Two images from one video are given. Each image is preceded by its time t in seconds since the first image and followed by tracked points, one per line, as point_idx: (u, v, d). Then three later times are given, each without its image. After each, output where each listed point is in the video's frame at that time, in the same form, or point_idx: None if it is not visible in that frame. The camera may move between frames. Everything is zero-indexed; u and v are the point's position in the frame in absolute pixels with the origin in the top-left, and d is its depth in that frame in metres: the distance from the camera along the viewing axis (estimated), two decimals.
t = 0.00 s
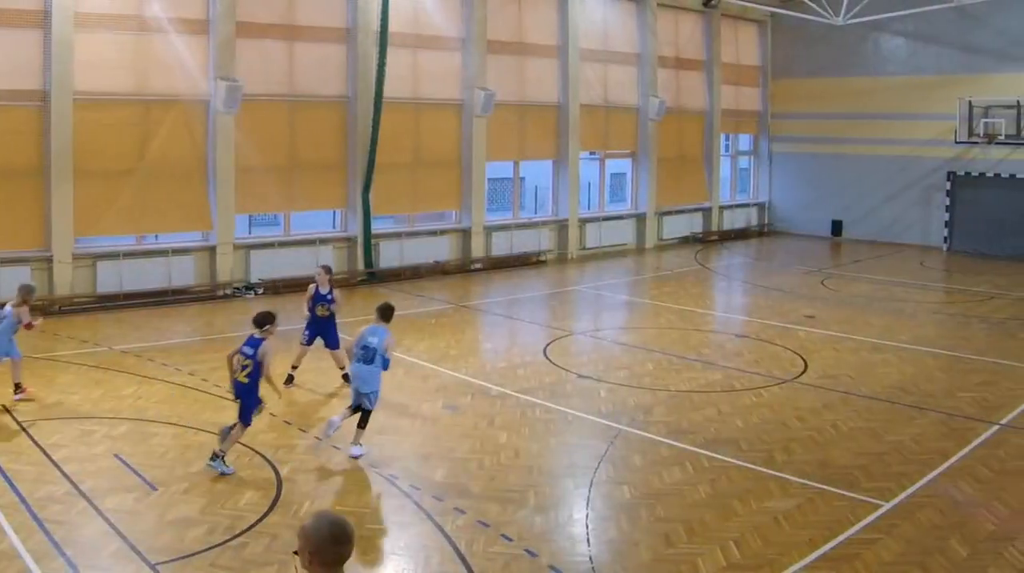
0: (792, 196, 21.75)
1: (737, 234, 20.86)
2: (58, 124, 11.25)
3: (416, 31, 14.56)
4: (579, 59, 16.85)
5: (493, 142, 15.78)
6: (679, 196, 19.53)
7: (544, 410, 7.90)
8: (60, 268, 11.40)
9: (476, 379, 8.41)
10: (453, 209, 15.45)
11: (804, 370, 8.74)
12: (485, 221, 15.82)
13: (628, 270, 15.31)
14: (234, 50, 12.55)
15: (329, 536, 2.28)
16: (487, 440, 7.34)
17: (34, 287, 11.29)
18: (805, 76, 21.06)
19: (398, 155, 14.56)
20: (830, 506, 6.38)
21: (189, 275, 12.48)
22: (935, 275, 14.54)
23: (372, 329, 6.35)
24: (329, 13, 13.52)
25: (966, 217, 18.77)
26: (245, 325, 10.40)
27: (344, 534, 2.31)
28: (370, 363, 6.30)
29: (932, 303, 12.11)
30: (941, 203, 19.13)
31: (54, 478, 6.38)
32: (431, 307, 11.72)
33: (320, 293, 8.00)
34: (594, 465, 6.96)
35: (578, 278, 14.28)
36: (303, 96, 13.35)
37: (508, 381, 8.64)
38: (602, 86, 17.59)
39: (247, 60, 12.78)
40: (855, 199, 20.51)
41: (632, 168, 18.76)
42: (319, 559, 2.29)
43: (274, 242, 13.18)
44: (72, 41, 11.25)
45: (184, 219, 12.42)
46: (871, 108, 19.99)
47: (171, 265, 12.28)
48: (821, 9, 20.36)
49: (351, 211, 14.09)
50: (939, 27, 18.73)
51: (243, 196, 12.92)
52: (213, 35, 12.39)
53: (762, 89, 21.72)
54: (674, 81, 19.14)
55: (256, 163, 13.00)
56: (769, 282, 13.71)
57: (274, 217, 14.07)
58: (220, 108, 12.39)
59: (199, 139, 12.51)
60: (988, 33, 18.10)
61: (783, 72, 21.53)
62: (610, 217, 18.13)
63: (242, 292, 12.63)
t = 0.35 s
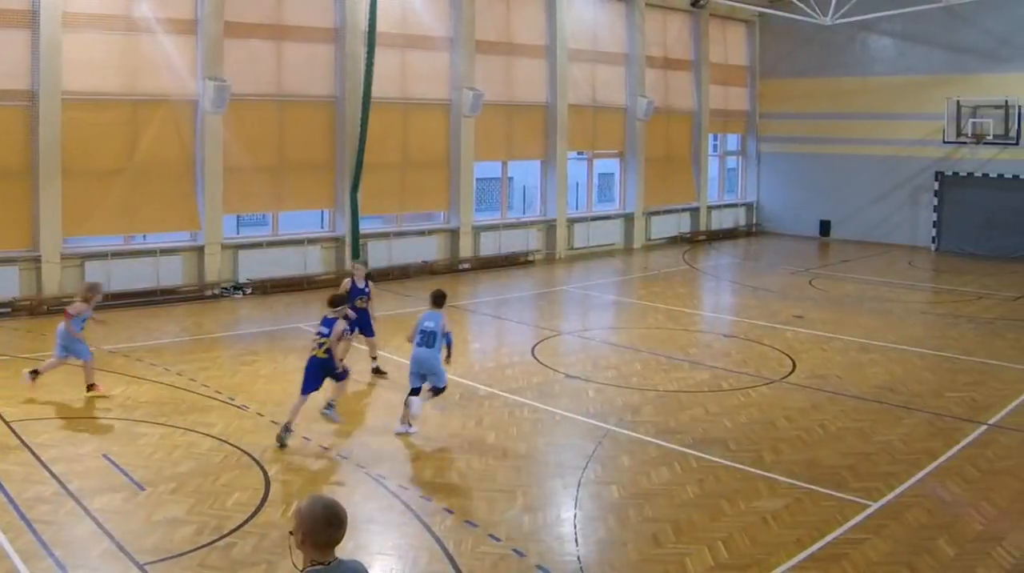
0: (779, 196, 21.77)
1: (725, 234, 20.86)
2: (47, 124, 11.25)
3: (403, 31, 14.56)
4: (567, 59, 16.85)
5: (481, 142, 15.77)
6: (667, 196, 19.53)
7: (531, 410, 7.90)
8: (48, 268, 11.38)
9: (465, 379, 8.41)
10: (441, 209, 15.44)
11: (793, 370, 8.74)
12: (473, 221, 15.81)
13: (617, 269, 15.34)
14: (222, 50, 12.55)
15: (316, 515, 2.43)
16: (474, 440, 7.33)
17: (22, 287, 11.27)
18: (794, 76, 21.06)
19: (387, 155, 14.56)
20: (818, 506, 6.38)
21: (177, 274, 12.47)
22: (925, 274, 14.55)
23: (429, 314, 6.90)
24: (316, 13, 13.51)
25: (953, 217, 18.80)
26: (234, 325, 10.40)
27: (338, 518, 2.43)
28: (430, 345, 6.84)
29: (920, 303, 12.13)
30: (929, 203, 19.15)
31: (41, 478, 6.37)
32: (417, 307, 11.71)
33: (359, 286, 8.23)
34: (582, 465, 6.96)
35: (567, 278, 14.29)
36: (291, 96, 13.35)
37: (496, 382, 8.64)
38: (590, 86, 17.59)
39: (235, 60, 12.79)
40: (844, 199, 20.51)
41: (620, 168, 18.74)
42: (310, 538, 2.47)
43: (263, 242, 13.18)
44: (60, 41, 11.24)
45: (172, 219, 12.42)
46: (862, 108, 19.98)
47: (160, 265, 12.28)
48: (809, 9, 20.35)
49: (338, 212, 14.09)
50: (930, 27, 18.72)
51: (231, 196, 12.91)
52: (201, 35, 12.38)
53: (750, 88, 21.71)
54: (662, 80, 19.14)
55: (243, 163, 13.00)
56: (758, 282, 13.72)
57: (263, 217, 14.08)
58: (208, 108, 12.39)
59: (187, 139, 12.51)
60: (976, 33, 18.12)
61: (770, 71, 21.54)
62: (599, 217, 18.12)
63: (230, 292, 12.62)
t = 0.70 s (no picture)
0: (765, 196, 21.80)
1: (711, 234, 20.89)
2: (34, 124, 11.24)
3: (390, 31, 14.54)
4: (554, 59, 16.84)
5: (467, 142, 15.76)
6: (654, 196, 19.54)
7: (518, 410, 7.90)
8: (35, 268, 11.39)
9: (452, 379, 8.41)
10: (427, 208, 15.43)
11: (780, 370, 8.75)
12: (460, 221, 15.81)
13: (603, 269, 15.34)
14: (209, 50, 12.54)
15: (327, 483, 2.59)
16: (461, 440, 7.33)
17: (9, 287, 11.29)
18: (781, 75, 21.06)
19: (375, 155, 14.56)
20: (804, 507, 6.38)
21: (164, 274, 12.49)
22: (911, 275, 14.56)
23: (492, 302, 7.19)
24: (302, 13, 13.50)
25: (940, 217, 18.84)
26: (222, 325, 10.39)
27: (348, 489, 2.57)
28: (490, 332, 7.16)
29: (906, 302, 12.15)
30: (915, 203, 19.18)
31: (27, 478, 6.37)
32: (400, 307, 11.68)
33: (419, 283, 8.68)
34: (569, 465, 6.96)
35: (555, 278, 14.30)
36: (278, 96, 13.34)
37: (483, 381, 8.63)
38: (577, 86, 17.58)
39: (221, 60, 12.78)
40: (832, 199, 20.53)
41: (607, 168, 18.73)
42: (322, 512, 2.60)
43: (249, 242, 13.18)
44: (46, 41, 11.22)
45: (160, 219, 12.43)
46: (851, 108, 19.95)
47: (146, 265, 12.29)
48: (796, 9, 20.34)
49: (325, 211, 14.09)
50: (918, 27, 18.70)
51: (218, 196, 12.91)
52: (188, 35, 12.37)
53: (737, 88, 21.72)
54: (649, 81, 19.13)
55: (230, 163, 13.00)
56: (745, 282, 13.73)
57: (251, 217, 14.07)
58: (195, 108, 12.39)
59: (174, 139, 12.51)
60: (963, 33, 18.12)
61: (757, 71, 21.54)
62: (585, 217, 18.11)
63: (217, 293, 12.62)
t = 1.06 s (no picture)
0: (753, 196, 21.84)
1: (698, 234, 20.93)
2: (22, 124, 11.22)
3: (379, 30, 14.54)
4: (542, 59, 16.85)
5: (456, 142, 15.76)
6: (642, 197, 19.55)
7: (506, 410, 7.90)
8: (22, 268, 11.37)
9: (440, 379, 8.41)
10: (415, 208, 15.43)
11: (767, 370, 8.75)
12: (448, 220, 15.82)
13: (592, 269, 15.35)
14: (197, 50, 12.54)
15: (351, 462, 2.74)
16: (450, 440, 7.33)
17: None
18: (768, 75, 21.14)
19: (363, 155, 14.57)
20: (792, 507, 6.37)
21: (151, 274, 12.48)
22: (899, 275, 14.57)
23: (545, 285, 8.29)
24: (290, 13, 13.50)
25: (927, 216, 18.87)
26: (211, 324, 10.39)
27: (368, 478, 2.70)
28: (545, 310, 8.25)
29: (894, 302, 12.16)
30: (903, 203, 19.21)
31: (15, 478, 6.37)
32: (389, 307, 11.68)
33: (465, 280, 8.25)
34: (557, 465, 6.96)
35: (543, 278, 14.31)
36: (265, 96, 13.34)
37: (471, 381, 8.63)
38: (565, 86, 17.59)
39: (210, 60, 12.77)
40: (821, 199, 20.57)
41: (595, 168, 18.74)
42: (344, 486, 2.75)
43: (238, 242, 13.18)
44: (35, 41, 11.21)
45: (148, 219, 12.42)
46: (841, 108, 19.96)
47: (134, 265, 12.28)
48: (784, 9, 20.37)
49: (313, 211, 14.10)
50: (908, 27, 18.71)
51: (205, 196, 12.91)
52: (176, 35, 12.36)
53: (725, 88, 21.76)
54: (637, 81, 19.14)
55: (218, 163, 13.00)
56: (734, 282, 13.73)
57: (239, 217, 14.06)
58: (183, 108, 12.38)
59: (162, 139, 12.51)
60: (950, 33, 18.15)
61: (746, 71, 21.56)
62: (573, 217, 18.13)
63: (204, 292, 12.61)
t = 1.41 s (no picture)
0: (740, 196, 21.86)
1: (685, 235, 20.94)
2: (8, 124, 11.21)
3: (365, 30, 14.53)
4: (528, 59, 16.85)
5: (442, 142, 15.76)
6: (629, 197, 19.56)
7: (493, 410, 7.90)
8: (9, 268, 11.36)
9: (426, 378, 8.40)
10: (401, 209, 15.44)
11: (754, 370, 8.75)
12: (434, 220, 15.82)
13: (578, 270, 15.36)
14: (184, 50, 12.55)
15: (380, 426, 2.96)
16: (437, 440, 7.33)
17: None
18: (756, 76, 21.17)
19: (350, 155, 14.58)
20: (777, 507, 6.37)
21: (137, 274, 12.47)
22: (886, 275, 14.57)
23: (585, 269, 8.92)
24: (276, 13, 13.51)
25: (914, 215, 18.92)
26: (199, 325, 10.39)
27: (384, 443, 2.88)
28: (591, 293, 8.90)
29: (880, 302, 12.16)
30: (890, 203, 19.25)
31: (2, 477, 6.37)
32: (377, 307, 11.68)
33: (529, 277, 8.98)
34: (544, 465, 6.96)
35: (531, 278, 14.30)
36: (252, 96, 13.35)
37: (457, 381, 8.62)
38: (552, 85, 17.60)
39: (197, 60, 12.79)
40: (809, 199, 20.58)
41: (582, 168, 18.74)
42: (376, 449, 2.96)
43: (225, 243, 13.18)
44: (21, 40, 11.20)
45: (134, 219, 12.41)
46: (831, 108, 19.95)
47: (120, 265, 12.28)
48: (771, 9, 20.39)
49: (299, 211, 14.11)
50: (897, 27, 18.73)
51: (192, 196, 12.90)
52: (163, 35, 12.37)
53: (712, 88, 21.78)
54: (624, 81, 19.14)
55: (205, 163, 12.99)
56: (721, 282, 13.73)
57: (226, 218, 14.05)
58: (169, 108, 12.38)
59: (149, 139, 12.50)
60: (937, 34, 18.20)
61: (733, 71, 21.59)
62: (559, 217, 18.13)
63: (191, 292, 12.60)
